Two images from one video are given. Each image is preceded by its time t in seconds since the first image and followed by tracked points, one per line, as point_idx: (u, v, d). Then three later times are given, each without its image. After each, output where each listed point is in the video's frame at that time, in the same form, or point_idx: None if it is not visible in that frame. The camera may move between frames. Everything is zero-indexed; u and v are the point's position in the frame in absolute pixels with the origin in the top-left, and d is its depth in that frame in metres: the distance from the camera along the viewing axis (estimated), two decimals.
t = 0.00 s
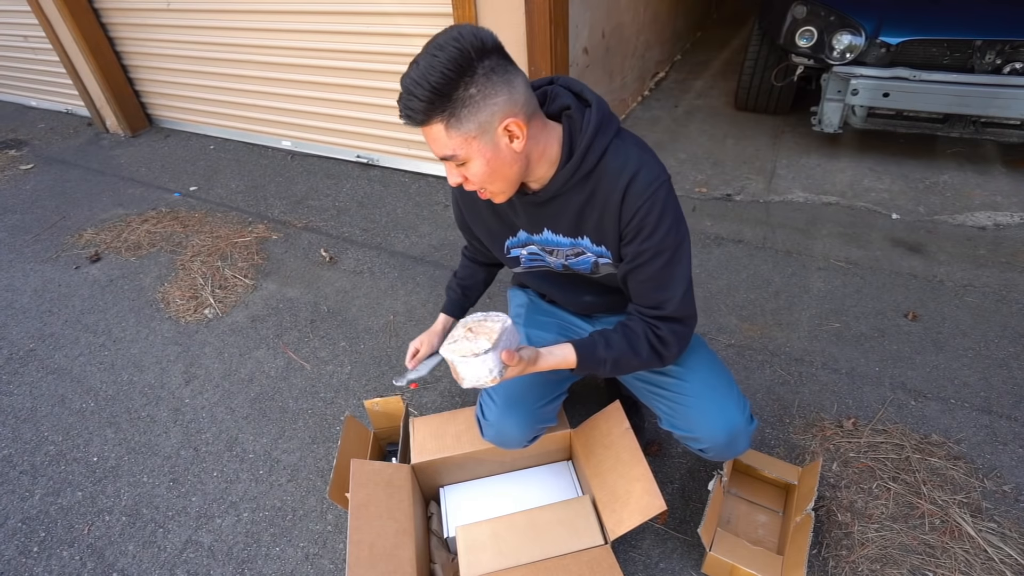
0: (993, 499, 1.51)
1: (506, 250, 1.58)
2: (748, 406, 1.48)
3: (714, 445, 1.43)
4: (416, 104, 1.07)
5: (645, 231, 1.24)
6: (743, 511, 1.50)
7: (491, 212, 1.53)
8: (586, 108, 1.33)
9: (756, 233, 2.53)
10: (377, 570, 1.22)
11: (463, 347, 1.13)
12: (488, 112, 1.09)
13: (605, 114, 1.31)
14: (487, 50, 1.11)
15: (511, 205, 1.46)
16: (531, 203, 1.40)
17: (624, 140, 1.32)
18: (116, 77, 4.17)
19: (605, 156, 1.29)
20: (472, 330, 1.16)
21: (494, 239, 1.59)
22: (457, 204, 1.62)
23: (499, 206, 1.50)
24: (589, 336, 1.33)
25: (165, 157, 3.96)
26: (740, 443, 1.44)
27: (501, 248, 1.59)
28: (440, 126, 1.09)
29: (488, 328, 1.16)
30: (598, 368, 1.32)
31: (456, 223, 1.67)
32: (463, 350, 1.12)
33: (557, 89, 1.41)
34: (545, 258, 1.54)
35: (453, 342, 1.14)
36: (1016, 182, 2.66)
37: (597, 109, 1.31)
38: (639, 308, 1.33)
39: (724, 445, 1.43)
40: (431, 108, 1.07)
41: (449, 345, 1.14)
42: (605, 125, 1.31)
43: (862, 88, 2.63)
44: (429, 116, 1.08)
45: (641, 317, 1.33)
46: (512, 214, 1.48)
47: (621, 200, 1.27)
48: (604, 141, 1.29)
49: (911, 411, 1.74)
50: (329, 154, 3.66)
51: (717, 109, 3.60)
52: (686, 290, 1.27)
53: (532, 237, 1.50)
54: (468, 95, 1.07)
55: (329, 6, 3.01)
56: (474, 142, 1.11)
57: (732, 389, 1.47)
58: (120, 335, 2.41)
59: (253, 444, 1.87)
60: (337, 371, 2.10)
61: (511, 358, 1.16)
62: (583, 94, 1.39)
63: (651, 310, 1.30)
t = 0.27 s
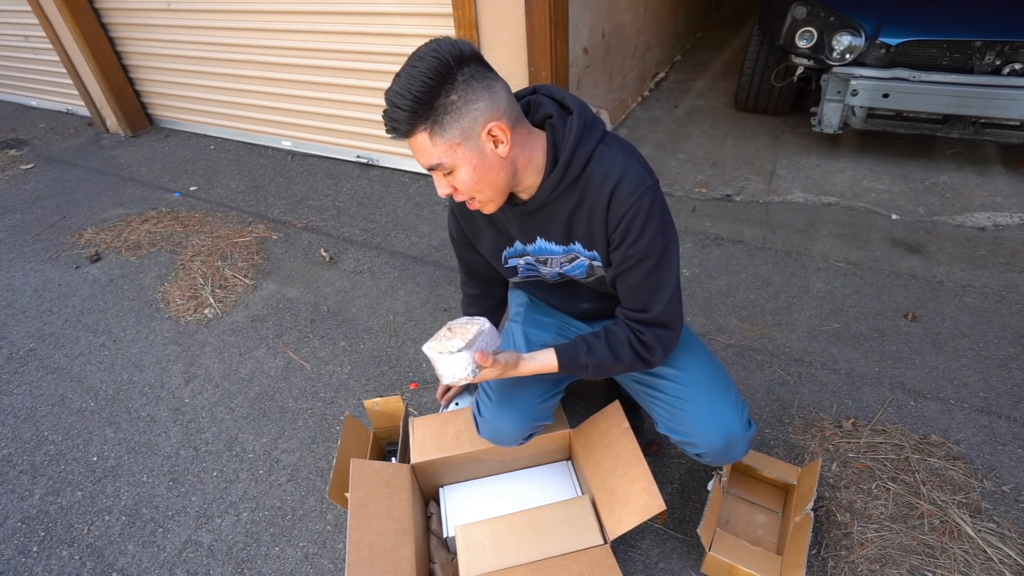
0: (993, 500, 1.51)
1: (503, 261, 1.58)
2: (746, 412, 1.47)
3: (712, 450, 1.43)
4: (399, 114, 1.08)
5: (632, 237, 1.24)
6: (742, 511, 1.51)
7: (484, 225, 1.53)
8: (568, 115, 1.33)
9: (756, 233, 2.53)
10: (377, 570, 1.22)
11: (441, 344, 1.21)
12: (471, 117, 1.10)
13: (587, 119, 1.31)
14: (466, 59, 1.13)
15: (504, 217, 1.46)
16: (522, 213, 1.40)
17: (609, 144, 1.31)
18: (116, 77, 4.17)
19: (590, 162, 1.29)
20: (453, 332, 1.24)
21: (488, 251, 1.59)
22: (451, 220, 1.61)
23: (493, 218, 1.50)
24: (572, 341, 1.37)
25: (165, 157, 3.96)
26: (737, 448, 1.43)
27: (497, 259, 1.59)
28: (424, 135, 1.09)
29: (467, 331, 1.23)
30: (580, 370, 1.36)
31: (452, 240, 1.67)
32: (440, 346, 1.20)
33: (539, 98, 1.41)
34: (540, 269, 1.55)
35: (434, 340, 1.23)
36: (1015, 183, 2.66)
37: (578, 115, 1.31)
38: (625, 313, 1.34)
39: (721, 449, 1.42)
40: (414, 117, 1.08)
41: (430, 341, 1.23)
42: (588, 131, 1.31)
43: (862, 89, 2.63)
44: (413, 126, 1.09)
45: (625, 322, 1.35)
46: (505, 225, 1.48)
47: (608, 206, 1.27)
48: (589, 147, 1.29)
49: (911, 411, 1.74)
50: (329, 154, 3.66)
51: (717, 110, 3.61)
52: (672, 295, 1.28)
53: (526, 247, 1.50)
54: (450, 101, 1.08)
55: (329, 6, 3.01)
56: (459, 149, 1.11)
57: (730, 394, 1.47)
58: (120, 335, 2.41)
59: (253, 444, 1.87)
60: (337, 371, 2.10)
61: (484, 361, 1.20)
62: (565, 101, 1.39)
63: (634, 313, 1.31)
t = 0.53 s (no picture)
0: (993, 500, 1.51)
1: (498, 259, 1.58)
2: (738, 409, 1.47)
3: (703, 445, 1.43)
4: (398, 109, 1.07)
5: (635, 232, 1.24)
6: (742, 511, 1.50)
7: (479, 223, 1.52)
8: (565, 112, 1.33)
9: (756, 233, 2.52)
10: (377, 570, 1.22)
11: (457, 345, 1.23)
12: (470, 114, 1.10)
13: (584, 115, 1.31)
14: (464, 55, 1.13)
15: (499, 214, 1.46)
16: (518, 210, 1.40)
17: (606, 140, 1.31)
18: (116, 77, 4.17)
19: (588, 158, 1.29)
20: (469, 332, 1.26)
21: (484, 249, 1.58)
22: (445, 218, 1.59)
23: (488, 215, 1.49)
24: (583, 342, 1.35)
25: (165, 157, 3.96)
26: (729, 445, 1.42)
27: (493, 257, 1.58)
28: (423, 131, 1.09)
29: (482, 330, 1.25)
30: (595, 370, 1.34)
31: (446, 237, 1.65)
32: (456, 346, 1.23)
33: (535, 94, 1.40)
34: (535, 267, 1.55)
35: (450, 342, 1.25)
36: (1016, 182, 2.66)
37: (575, 112, 1.30)
38: (637, 308, 1.33)
39: (713, 446, 1.42)
40: (413, 111, 1.07)
41: (447, 343, 1.26)
42: (586, 127, 1.30)
43: (863, 88, 2.63)
44: (411, 121, 1.08)
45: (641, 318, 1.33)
46: (500, 222, 1.48)
47: (607, 203, 1.27)
48: (586, 144, 1.29)
49: (911, 411, 1.74)
50: (330, 154, 3.66)
51: (717, 109, 3.60)
52: (678, 289, 1.27)
53: (522, 246, 1.50)
54: (450, 96, 1.08)
55: (330, 6, 3.01)
56: (458, 145, 1.11)
57: (722, 391, 1.47)
58: (120, 335, 2.41)
59: (253, 443, 1.87)
60: (337, 370, 2.10)
61: (500, 358, 1.21)
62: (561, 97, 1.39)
63: (649, 308, 1.31)
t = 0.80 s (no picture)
0: (994, 500, 1.51)
1: (496, 255, 1.55)
2: (732, 402, 1.47)
3: (697, 438, 1.43)
4: (411, 99, 1.05)
5: (646, 225, 1.26)
6: (743, 511, 1.50)
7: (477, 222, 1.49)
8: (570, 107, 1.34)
9: (757, 233, 2.52)
10: (377, 570, 1.21)
11: (494, 354, 1.20)
12: (484, 102, 1.10)
13: (588, 111, 1.33)
14: (474, 44, 1.13)
15: (500, 210, 1.43)
16: (521, 206, 1.38)
17: (612, 136, 1.33)
18: (116, 77, 4.17)
19: (594, 153, 1.30)
20: (503, 339, 1.23)
21: (480, 248, 1.54)
22: (433, 217, 1.52)
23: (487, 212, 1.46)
24: (607, 336, 1.34)
25: (165, 157, 3.95)
26: (723, 438, 1.43)
27: (490, 254, 1.55)
28: (436, 121, 1.07)
29: (517, 335, 1.22)
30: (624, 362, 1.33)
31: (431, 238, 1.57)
32: (494, 356, 1.20)
33: (537, 90, 1.40)
34: (535, 263, 1.53)
35: (485, 353, 1.22)
36: (1017, 182, 2.65)
37: (581, 107, 1.32)
38: (658, 297, 1.34)
39: (707, 439, 1.43)
40: (427, 101, 1.05)
41: (482, 355, 1.22)
42: (591, 122, 1.32)
43: (864, 88, 2.63)
44: (424, 111, 1.06)
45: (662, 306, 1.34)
46: (500, 219, 1.45)
47: (616, 196, 1.28)
48: (592, 138, 1.30)
49: (912, 411, 1.74)
50: (330, 154, 3.66)
51: (718, 109, 3.60)
52: (691, 279, 1.29)
53: (523, 241, 1.48)
54: (464, 85, 1.07)
55: (330, 5, 3.01)
56: (472, 135, 1.10)
57: (717, 384, 1.47)
58: (121, 334, 2.41)
59: (253, 443, 1.87)
60: (337, 370, 2.10)
61: (540, 360, 1.18)
62: (564, 93, 1.40)
63: (670, 296, 1.33)
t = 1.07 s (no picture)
0: (995, 500, 1.50)
1: (503, 260, 1.54)
2: (732, 384, 1.48)
3: (702, 423, 1.44)
4: (436, 96, 1.03)
5: (664, 217, 1.29)
6: (744, 511, 1.50)
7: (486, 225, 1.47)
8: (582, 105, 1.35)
9: (758, 232, 2.52)
10: (376, 570, 1.21)
11: (533, 357, 1.19)
12: (511, 100, 1.10)
13: (600, 108, 1.35)
14: (499, 40, 1.13)
15: (511, 212, 1.42)
16: (535, 205, 1.38)
17: (624, 132, 1.36)
18: (116, 76, 4.17)
19: (609, 149, 1.32)
20: (537, 341, 1.23)
21: (487, 253, 1.53)
22: (436, 225, 1.48)
23: (497, 215, 1.44)
24: (628, 332, 1.32)
25: (166, 156, 3.95)
26: (727, 420, 1.45)
27: (497, 259, 1.54)
28: (462, 119, 1.06)
29: (552, 335, 1.22)
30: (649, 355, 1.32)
31: (432, 246, 1.52)
32: (533, 359, 1.19)
33: (546, 88, 1.41)
34: (541, 267, 1.51)
35: (523, 357, 1.20)
36: (1019, 182, 2.65)
37: (594, 104, 1.33)
38: (672, 288, 1.37)
39: (712, 423, 1.44)
40: (454, 97, 1.04)
41: (520, 359, 1.20)
42: (605, 119, 1.34)
43: (865, 87, 2.62)
44: (451, 107, 1.04)
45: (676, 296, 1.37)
46: (510, 221, 1.44)
47: (633, 191, 1.30)
48: (606, 135, 1.32)
49: (913, 411, 1.74)
50: (331, 153, 3.66)
51: (719, 108, 3.60)
52: (705, 268, 1.33)
53: (533, 244, 1.47)
54: (490, 81, 1.07)
55: (330, 4, 3.01)
56: (498, 132, 1.09)
57: (715, 366, 1.48)
58: (122, 333, 2.41)
59: (253, 443, 1.87)
60: (338, 369, 2.10)
61: (580, 359, 1.20)
62: (574, 91, 1.41)
63: (684, 285, 1.36)
